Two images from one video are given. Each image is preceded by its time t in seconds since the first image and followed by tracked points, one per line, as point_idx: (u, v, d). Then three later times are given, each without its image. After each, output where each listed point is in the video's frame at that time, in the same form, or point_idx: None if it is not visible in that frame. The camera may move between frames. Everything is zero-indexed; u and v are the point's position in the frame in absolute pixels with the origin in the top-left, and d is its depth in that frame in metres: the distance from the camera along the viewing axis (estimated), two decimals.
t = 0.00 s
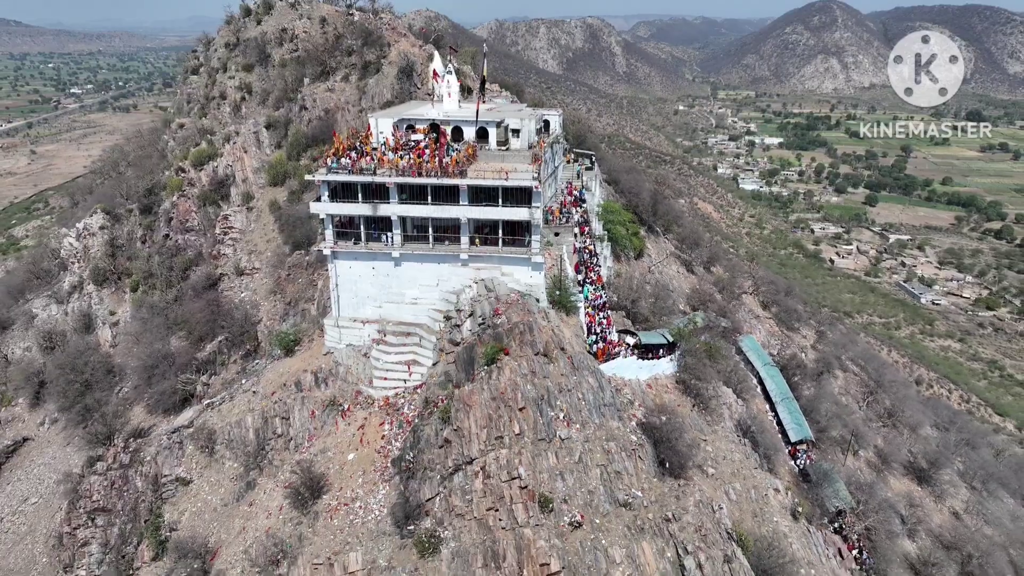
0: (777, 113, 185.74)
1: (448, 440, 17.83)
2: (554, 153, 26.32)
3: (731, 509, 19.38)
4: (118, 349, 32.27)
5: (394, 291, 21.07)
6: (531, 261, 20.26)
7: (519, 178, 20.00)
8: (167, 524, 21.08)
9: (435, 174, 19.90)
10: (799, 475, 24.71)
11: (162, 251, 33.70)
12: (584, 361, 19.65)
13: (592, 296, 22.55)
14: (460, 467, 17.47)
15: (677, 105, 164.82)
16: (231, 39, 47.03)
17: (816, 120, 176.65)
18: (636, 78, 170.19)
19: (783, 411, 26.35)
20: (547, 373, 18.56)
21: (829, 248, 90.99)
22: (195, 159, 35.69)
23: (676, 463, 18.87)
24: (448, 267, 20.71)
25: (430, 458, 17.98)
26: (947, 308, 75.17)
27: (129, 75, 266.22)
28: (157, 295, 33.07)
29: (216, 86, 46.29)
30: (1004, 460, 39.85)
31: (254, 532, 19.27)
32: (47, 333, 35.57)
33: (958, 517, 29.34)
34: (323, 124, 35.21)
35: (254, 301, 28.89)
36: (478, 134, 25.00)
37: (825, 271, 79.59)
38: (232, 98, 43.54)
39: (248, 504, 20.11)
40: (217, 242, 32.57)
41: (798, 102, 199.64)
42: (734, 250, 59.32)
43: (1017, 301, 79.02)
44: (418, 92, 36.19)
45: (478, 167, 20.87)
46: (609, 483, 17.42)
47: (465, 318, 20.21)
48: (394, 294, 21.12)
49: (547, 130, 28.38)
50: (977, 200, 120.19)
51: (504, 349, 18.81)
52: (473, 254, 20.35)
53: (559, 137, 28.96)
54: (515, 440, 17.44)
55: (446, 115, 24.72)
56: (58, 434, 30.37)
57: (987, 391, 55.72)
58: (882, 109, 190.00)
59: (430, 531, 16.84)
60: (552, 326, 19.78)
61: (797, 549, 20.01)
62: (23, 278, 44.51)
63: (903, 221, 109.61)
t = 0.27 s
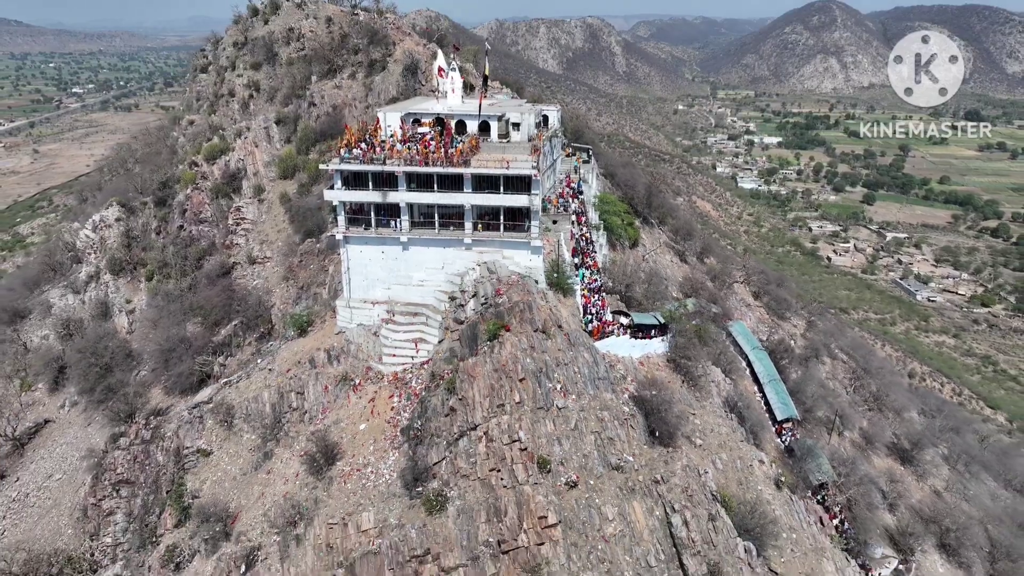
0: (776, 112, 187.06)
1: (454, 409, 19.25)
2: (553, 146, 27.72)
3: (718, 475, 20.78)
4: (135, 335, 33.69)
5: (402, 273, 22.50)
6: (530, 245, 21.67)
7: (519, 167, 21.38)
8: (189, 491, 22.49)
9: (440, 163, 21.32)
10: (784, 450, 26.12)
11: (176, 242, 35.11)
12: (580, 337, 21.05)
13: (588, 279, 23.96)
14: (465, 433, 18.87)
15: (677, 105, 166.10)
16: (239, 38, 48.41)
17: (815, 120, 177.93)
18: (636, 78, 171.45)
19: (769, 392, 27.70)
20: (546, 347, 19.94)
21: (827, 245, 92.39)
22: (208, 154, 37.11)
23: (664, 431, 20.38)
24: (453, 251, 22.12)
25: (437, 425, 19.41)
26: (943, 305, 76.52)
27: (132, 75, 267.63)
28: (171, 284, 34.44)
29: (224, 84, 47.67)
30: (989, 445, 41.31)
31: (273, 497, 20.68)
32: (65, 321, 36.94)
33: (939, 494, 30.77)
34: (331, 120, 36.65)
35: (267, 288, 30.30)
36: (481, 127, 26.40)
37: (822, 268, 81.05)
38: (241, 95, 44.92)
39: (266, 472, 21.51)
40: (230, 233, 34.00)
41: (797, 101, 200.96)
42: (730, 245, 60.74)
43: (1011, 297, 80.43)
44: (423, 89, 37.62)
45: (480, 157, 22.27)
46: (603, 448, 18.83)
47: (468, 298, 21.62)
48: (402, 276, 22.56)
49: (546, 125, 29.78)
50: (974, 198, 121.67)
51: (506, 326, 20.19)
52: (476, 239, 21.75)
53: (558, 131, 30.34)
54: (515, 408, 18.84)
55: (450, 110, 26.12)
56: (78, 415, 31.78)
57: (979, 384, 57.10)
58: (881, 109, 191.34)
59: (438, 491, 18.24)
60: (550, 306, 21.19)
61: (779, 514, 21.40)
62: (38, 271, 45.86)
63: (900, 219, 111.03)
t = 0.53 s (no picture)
0: (775, 111, 188.58)
1: (458, 379, 20.85)
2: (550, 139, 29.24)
3: (704, 443, 22.29)
4: (152, 321, 35.24)
5: (410, 257, 24.11)
6: (529, 230, 23.21)
7: (520, 156, 22.87)
8: (210, 461, 24.03)
9: (446, 152, 22.85)
10: (770, 426, 27.60)
11: (191, 232, 36.66)
12: (576, 317, 22.58)
13: (583, 263, 25.56)
14: (469, 401, 20.40)
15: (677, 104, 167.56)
16: (247, 38, 50.04)
17: (813, 119, 179.41)
18: (636, 78, 172.89)
19: (756, 372, 29.26)
20: (545, 324, 21.44)
21: (824, 243, 93.97)
22: (221, 148, 38.68)
23: (654, 401, 22.02)
24: (457, 236, 23.71)
25: (444, 395, 20.96)
26: (938, 301, 78.03)
27: (133, 75, 268.56)
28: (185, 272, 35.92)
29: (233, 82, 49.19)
30: (975, 430, 42.78)
31: (290, 463, 22.25)
32: (84, 309, 38.48)
33: (919, 472, 32.30)
34: (339, 116, 38.22)
35: (280, 275, 31.87)
36: (483, 121, 27.86)
37: (818, 265, 82.68)
38: (249, 92, 46.45)
39: (283, 441, 23.07)
40: (242, 223, 35.55)
41: (796, 100, 202.54)
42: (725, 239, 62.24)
43: (1006, 294, 81.96)
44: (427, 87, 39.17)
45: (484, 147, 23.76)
46: (597, 416, 20.39)
47: (472, 280, 23.18)
48: (410, 259, 24.17)
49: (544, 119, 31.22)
50: (972, 196, 123.21)
51: (507, 304, 21.73)
52: (479, 224, 23.33)
53: (555, 125, 31.77)
54: (516, 378, 20.34)
55: (455, 104, 27.62)
56: (98, 397, 33.35)
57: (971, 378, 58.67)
58: (880, 108, 192.67)
59: (445, 454, 19.80)
60: (548, 286, 22.76)
61: (762, 481, 22.91)
62: (55, 263, 47.43)
63: (897, 217, 112.61)
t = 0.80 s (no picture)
0: (774, 111, 190.16)
1: (462, 354, 22.40)
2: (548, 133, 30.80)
3: (692, 416, 23.79)
4: (167, 308, 36.78)
5: (417, 243, 25.67)
6: (528, 218, 24.75)
7: (520, 148, 24.40)
8: (228, 434, 25.58)
9: (451, 143, 24.35)
10: (756, 405, 29.16)
11: (203, 224, 38.21)
12: (572, 298, 24.13)
13: (579, 249, 27.16)
14: (472, 373, 21.95)
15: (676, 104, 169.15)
16: (254, 37, 51.59)
17: (812, 118, 180.98)
18: (636, 78, 174.49)
19: (744, 354, 30.83)
20: (543, 304, 22.98)
21: (821, 240, 95.65)
22: (232, 143, 40.22)
23: (645, 377, 23.63)
24: (461, 223, 25.26)
25: (448, 368, 22.49)
26: (933, 298, 79.64)
27: (134, 74, 269.61)
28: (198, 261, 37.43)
29: (240, 79, 50.71)
30: (959, 415, 44.35)
31: (305, 434, 23.79)
32: (100, 298, 40.03)
33: (901, 451, 33.86)
34: (346, 112, 39.78)
35: (290, 263, 33.43)
36: (484, 116, 29.38)
37: (815, 262, 84.35)
38: (257, 89, 47.98)
39: (298, 415, 24.62)
40: (253, 215, 37.09)
41: (794, 100, 204.15)
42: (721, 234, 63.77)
43: (999, 290, 83.58)
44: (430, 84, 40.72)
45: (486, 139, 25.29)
46: (591, 388, 21.96)
47: (475, 265, 24.77)
48: (416, 245, 25.75)
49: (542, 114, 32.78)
50: (968, 194, 124.82)
51: (507, 285, 23.25)
52: (481, 212, 24.87)
53: (553, 119, 33.31)
54: (516, 352, 21.86)
55: (458, 100, 29.17)
56: (116, 380, 34.91)
57: (961, 371, 60.38)
58: (878, 107, 194.41)
59: (450, 423, 21.36)
60: (546, 269, 24.31)
61: (746, 452, 24.47)
62: (69, 256, 48.97)
63: (893, 215, 114.22)
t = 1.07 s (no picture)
0: (772, 110, 191.61)
1: (465, 332, 23.92)
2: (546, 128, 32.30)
3: (680, 392, 25.29)
4: (179, 297, 38.21)
5: (422, 230, 27.18)
6: (526, 206, 26.27)
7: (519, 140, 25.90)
8: (243, 411, 27.03)
9: (454, 136, 25.85)
10: (744, 386, 30.67)
11: (214, 216, 39.68)
12: (568, 282, 25.65)
13: (574, 237, 28.74)
14: (475, 350, 23.49)
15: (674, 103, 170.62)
16: (260, 36, 53.06)
17: (809, 117, 182.50)
18: (635, 78, 175.89)
19: (733, 338, 32.35)
20: (540, 286, 24.48)
21: (817, 238, 97.22)
22: (241, 138, 41.70)
23: (637, 354, 25.20)
24: (463, 211, 26.78)
25: (452, 346, 24.04)
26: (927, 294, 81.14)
27: (134, 74, 270.46)
28: (209, 251, 38.87)
29: (247, 78, 52.16)
30: (945, 402, 45.85)
31: (317, 409, 25.27)
32: (114, 288, 41.46)
33: (884, 433, 35.35)
34: (351, 109, 41.27)
35: (299, 253, 34.91)
36: (485, 111, 30.87)
37: (811, 259, 85.90)
38: (263, 87, 49.42)
39: (309, 391, 26.14)
40: (262, 207, 38.55)
41: (792, 99, 205.67)
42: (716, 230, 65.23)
43: (992, 287, 85.11)
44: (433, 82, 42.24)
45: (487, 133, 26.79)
46: (585, 363, 23.46)
47: (477, 250, 26.28)
48: (421, 232, 27.25)
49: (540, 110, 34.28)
50: (964, 193, 126.32)
51: (507, 269, 24.72)
52: (482, 201, 26.39)
53: (550, 115, 34.78)
54: (515, 330, 23.37)
55: (459, 96, 30.67)
56: (132, 366, 36.35)
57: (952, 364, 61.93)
58: (876, 107, 195.90)
59: (454, 396, 22.90)
60: (543, 254, 25.83)
61: (733, 426, 25.97)
62: (81, 249, 50.42)
63: (889, 213, 115.76)
